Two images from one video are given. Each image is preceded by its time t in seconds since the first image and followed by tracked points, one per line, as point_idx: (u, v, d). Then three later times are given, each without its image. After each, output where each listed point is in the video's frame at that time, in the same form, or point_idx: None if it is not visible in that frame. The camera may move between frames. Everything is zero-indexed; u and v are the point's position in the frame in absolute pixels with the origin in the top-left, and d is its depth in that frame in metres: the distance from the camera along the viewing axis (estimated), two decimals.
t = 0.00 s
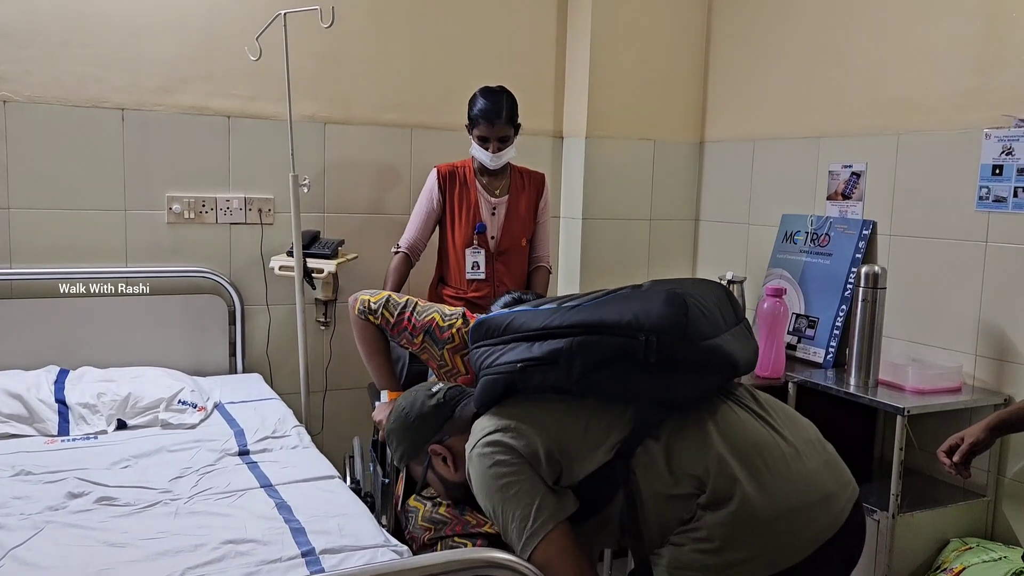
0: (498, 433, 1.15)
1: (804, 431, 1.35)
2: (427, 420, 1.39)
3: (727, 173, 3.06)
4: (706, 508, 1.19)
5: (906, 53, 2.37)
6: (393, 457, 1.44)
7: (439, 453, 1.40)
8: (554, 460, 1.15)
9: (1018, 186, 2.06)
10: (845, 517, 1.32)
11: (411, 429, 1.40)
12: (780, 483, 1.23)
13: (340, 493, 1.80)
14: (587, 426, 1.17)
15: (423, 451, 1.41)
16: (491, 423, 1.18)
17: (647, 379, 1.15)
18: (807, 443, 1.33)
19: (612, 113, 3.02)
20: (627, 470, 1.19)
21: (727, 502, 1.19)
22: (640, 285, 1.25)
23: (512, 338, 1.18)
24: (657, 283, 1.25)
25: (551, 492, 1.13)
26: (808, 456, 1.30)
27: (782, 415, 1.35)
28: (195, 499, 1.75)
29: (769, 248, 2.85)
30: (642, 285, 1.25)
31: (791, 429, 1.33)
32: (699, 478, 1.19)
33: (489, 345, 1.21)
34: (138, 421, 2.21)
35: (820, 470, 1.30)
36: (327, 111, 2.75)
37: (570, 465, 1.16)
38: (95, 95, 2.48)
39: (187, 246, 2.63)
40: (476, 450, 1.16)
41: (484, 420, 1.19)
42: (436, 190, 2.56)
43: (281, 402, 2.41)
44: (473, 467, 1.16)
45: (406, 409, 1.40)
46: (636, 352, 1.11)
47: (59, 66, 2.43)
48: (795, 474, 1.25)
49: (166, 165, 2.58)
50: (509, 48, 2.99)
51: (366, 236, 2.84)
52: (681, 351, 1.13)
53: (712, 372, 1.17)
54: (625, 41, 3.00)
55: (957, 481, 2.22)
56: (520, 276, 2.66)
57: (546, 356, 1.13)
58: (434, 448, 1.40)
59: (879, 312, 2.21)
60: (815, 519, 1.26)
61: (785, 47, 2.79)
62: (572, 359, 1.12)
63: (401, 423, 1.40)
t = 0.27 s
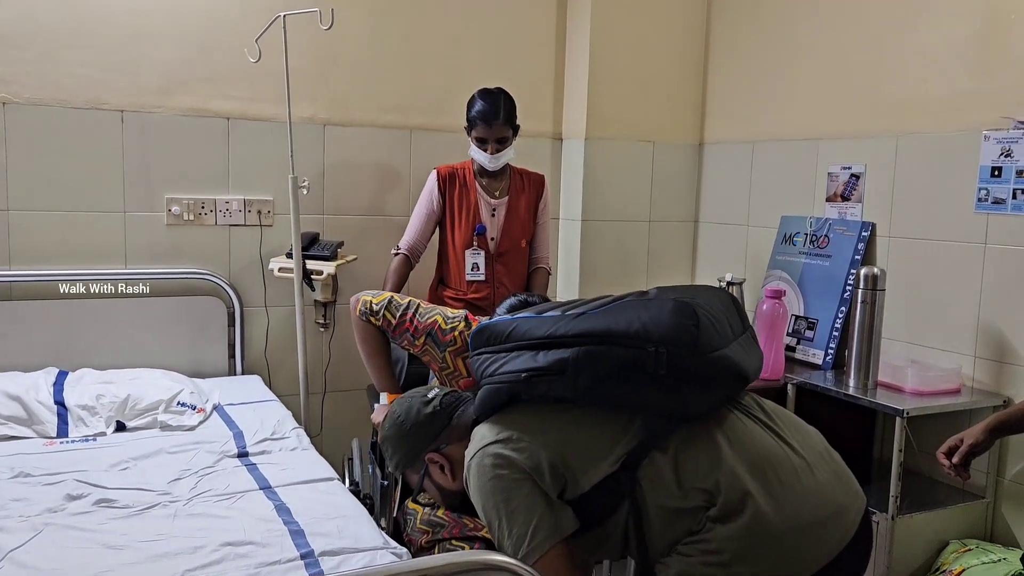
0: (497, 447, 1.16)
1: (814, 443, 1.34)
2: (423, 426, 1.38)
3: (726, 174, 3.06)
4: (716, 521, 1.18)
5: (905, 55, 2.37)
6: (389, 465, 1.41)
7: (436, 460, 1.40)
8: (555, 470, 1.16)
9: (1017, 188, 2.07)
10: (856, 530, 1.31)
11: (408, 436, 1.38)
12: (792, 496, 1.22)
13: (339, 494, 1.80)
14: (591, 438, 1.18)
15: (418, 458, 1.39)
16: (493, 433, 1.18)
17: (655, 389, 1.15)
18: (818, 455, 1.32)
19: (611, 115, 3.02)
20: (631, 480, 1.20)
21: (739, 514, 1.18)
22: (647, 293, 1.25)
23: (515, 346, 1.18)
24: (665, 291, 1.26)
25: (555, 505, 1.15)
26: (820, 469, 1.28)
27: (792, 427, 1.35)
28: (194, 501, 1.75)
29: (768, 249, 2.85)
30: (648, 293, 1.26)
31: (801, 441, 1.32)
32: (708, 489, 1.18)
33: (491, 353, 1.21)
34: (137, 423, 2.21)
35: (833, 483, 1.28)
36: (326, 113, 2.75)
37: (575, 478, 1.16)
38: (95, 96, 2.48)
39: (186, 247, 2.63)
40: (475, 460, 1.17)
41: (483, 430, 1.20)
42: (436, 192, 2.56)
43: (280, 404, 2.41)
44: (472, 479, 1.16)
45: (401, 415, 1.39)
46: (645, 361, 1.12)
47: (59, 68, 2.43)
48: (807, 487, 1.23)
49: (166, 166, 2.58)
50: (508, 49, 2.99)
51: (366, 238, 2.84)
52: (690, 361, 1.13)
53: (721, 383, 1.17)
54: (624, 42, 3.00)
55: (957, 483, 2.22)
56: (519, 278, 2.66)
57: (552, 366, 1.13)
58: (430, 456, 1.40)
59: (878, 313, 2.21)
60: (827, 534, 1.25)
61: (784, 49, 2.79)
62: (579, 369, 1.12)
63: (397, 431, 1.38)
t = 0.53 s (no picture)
0: (499, 453, 1.15)
1: (818, 448, 1.34)
2: (421, 431, 1.37)
3: (726, 176, 3.06)
4: (721, 529, 1.18)
5: (904, 58, 2.38)
6: (387, 469, 1.41)
7: (434, 463, 1.40)
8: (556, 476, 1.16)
9: (1016, 190, 2.07)
10: (859, 536, 1.31)
11: (406, 440, 1.37)
12: (796, 504, 1.21)
13: (339, 497, 1.80)
14: (593, 444, 1.18)
15: (416, 462, 1.39)
16: (494, 438, 1.18)
17: (660, 397, 1.14)
18: (822, 461, 1.31)
19: (610, 117, 3.02)
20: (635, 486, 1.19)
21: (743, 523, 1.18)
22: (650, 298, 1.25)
23: (517, 351, 1.18)
24: (668, 296, 1.26)
25: (556, 511, 1.14)
26: (825, 476, 1.28)
27: (796, 432, 1.35)
28: (193, 503, 1.75)
29: (767, 251, 2.85)
30: (651, 297, 1.26)
31: (805, 447, 1.32)
32: (712, 497, 1.18)
33: (492, 357, 1.21)
34: (136, 425, 2.20)
35: (838, 490, 1.28)
36: (326, 115, 2.76)
37: (576, 484, 1.17)
38: (95, 99, 2.48)
39: (186, 249, 2.63)
40: (475, 465, 1.16)
41: (483, 435, 1.19)
42: (436, 194, 2.56)
43: (279, 406, 2.41)
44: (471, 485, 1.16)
45: (398, 419, 1.38)
46: (649, 368, 1.11)
47: (59, 70, 2.44)
48: (811, 495, 1.23)
49: (165, 168, 2.58)
50: (508, 52, 2.99)
51: (365, 240, 2.85)
52: (695, 368, 1.13)
53: (727, 390, 1.16)
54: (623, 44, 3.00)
55: (957, 485, 2.22)
56: (518, 280, 2.65)
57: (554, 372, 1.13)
58: (428, 460, 1.38)
59: (877, 316, 2.21)
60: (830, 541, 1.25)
61: (784, 51, 2.79)
62: (582, 375, 1.12)
63: (394, 435, 1.37)
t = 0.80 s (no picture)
0: (497, 458, 1.15)
1: (819, 452, 1.34)
2: (419, 433, 1.38)
3: (725, 178, 3.06)
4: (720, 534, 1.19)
5: (904, 60, 2.38)
6: (385, 471, 1.43)
7: (433, 466, 1.40)
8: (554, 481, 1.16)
9: (1016, 192, 2.07)
10: (861, 541, 1.31)
11: (403, 442, 1.38)
12: (793, 509, 1.22)
13: (339, 499, 1.80)
14: (592, 449, 1.18)
15: (414, 466, 1.40)
16: (492, 442, 1.18)
17: (660, 402, 1.14)
18: (823, 465, 1.31)
19: (610, 119, 3.03)
20: (635, 491, 1.18)
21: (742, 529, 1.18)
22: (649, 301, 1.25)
23: (515, 354, 1.19)
24: (668, 298, 1.26)
25: (553, 517, 1.15)
26: (826, 480, 1.28)
27: (797, 435, 1.34)
28: (193, 505, 1.75)
29: (767, 253, 2.85)
30: (651, 300, 1.26)
31: (807, 451, 1.31)
32: (712, 502, 1.19)
33: (490, 361, 1.22)
34: (136, 427, 2.20)
35: (838, 495, 1.28)
36: (326, 116, 2.76)
37: (575, 488, 1.17)
38: (94, 100, 2.48)
39: (185, 250, 2.63)
40: (473, 469, 1.16)
41: (481, 439, 1.20)
42: (437, 196, 2.56)
43: (279, 408, 2.41)
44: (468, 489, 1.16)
45: (397, 422, 1.39)
46: (648, 373, 1.12)
47: (59, 71, 2.44)
48: (811, 499, 1.24)
49: (165, 170, 2.58)
50: (508, 53, 2.99)
51: (365, 241, 2.85)
52: (695, 373, 1.13)
53: (726, 394, 1.16)
54: (623, 46, 3.00)
55: (956, 487, 2.23)
56: (518, 281, 2.65)
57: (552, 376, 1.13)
58: (426, 463, 1.39)
59: (877, 318, 2.21)
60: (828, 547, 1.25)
61: (784, 52, 2.79)
62: (580, 379, 1.12)
63: (392, 437, 1.39)
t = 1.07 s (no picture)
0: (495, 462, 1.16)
1: (820, 453, 1.33)
2: (415, 432, 1.36)
3: (725, 180, 3.06)
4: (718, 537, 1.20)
5: (904, 62, 2.38)
6: (382, 471, 1.41)
7: (430, 464, 1.38)
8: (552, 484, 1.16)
9: (1016, 194, 2.07)
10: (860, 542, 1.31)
11: (400, 442, 1.37)
12: (799, 512, 1.20)
13: (339, 500, 1.79)
14: (590, 452, 1.18)
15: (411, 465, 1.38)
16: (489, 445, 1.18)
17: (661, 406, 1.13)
18: (824, 466, 1.31)
19: (610, 121, 3.03)
20: (633, 493, 1.18)
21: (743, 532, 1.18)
22: (649, 300, 1.25)
23: (512, 356, 1.18)
24: (668, 298, 1.26)
25: (552, 520, 1.16)
26: (827, 482, 1.28)
27: (797, 435, 1.34)
28: (192, 507, 1.74)
29: (767, 255, 2.85)
30: (650, 299, 1.26)
31: (808, 452, 1.31)
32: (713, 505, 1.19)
33: (488, 361, 1.21)
34: (136, 428, 2.20)
35: (840, 497, 1.28)
36: (326, 118, 2.76)
37: (574, 490, 1.18)
38: (94, 102, 2.48)
39: (185, 252, 2.63)
40: (471, 472, 1.16)
41: (478, 441, 1.20)
42: (437, 198, 2.56)
43: (279, 410, 2.41)
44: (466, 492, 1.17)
45: (392, 421, 1.38)
46: (648, 377, 1.11)
47: (60, 73, 2.44)
48: (813, 503, 1.23)
49: (165, 172, 2.58)
50: (508, 55, 2.99)
51: (365, 243, 2.85)
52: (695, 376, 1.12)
53: (726, 397, 1.16)
54: (623, 48, 3.01)
55: (956, 489, 2.22)
56: (519, 283, 2.65)
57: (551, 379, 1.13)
58: (424, 462, 1.37)
59: (877, 321, 2.21)
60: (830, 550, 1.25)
61: (784, 54, 2.80)
62: (579, 382, 1.12)
63: (389, 436, 1.37)
